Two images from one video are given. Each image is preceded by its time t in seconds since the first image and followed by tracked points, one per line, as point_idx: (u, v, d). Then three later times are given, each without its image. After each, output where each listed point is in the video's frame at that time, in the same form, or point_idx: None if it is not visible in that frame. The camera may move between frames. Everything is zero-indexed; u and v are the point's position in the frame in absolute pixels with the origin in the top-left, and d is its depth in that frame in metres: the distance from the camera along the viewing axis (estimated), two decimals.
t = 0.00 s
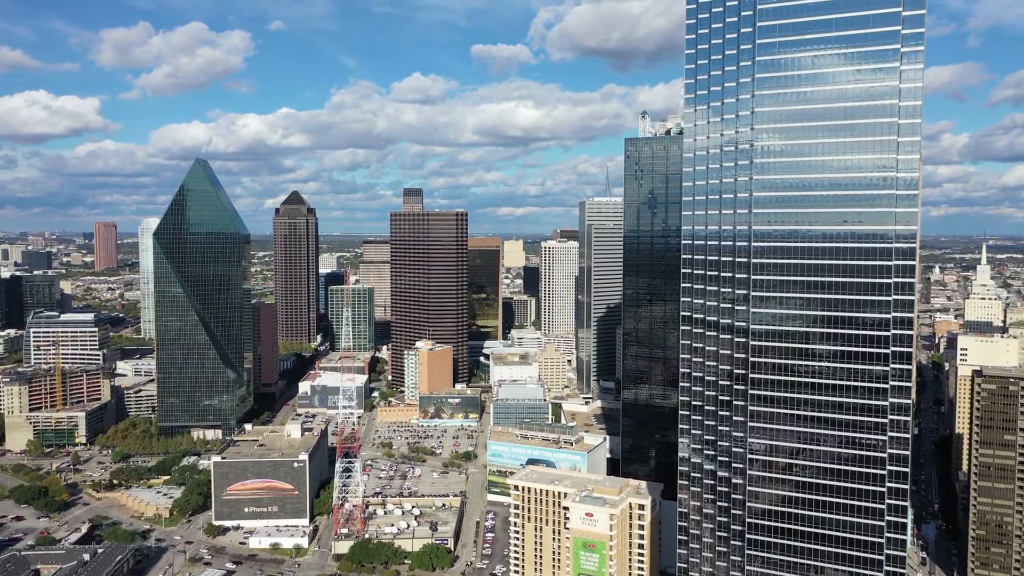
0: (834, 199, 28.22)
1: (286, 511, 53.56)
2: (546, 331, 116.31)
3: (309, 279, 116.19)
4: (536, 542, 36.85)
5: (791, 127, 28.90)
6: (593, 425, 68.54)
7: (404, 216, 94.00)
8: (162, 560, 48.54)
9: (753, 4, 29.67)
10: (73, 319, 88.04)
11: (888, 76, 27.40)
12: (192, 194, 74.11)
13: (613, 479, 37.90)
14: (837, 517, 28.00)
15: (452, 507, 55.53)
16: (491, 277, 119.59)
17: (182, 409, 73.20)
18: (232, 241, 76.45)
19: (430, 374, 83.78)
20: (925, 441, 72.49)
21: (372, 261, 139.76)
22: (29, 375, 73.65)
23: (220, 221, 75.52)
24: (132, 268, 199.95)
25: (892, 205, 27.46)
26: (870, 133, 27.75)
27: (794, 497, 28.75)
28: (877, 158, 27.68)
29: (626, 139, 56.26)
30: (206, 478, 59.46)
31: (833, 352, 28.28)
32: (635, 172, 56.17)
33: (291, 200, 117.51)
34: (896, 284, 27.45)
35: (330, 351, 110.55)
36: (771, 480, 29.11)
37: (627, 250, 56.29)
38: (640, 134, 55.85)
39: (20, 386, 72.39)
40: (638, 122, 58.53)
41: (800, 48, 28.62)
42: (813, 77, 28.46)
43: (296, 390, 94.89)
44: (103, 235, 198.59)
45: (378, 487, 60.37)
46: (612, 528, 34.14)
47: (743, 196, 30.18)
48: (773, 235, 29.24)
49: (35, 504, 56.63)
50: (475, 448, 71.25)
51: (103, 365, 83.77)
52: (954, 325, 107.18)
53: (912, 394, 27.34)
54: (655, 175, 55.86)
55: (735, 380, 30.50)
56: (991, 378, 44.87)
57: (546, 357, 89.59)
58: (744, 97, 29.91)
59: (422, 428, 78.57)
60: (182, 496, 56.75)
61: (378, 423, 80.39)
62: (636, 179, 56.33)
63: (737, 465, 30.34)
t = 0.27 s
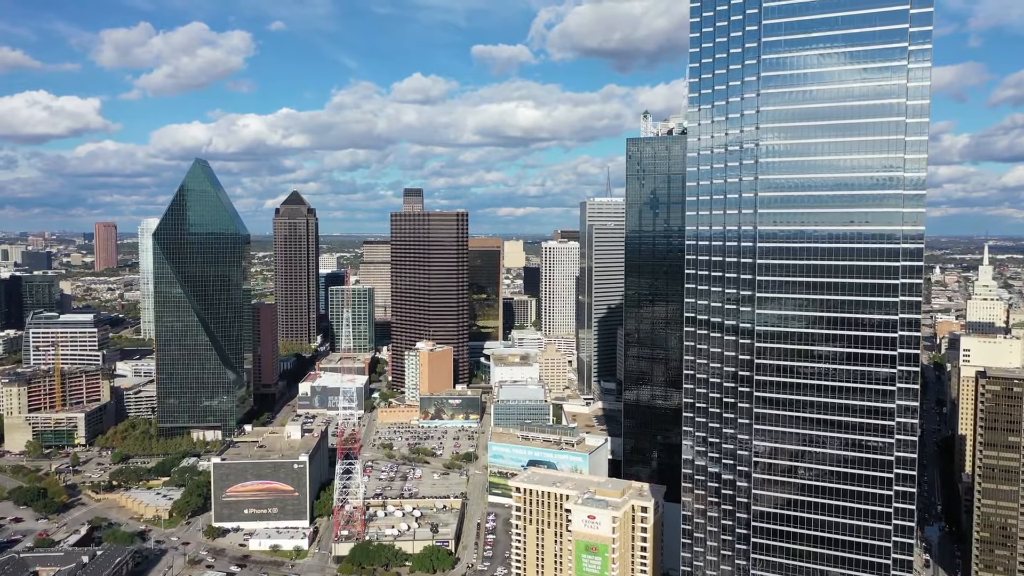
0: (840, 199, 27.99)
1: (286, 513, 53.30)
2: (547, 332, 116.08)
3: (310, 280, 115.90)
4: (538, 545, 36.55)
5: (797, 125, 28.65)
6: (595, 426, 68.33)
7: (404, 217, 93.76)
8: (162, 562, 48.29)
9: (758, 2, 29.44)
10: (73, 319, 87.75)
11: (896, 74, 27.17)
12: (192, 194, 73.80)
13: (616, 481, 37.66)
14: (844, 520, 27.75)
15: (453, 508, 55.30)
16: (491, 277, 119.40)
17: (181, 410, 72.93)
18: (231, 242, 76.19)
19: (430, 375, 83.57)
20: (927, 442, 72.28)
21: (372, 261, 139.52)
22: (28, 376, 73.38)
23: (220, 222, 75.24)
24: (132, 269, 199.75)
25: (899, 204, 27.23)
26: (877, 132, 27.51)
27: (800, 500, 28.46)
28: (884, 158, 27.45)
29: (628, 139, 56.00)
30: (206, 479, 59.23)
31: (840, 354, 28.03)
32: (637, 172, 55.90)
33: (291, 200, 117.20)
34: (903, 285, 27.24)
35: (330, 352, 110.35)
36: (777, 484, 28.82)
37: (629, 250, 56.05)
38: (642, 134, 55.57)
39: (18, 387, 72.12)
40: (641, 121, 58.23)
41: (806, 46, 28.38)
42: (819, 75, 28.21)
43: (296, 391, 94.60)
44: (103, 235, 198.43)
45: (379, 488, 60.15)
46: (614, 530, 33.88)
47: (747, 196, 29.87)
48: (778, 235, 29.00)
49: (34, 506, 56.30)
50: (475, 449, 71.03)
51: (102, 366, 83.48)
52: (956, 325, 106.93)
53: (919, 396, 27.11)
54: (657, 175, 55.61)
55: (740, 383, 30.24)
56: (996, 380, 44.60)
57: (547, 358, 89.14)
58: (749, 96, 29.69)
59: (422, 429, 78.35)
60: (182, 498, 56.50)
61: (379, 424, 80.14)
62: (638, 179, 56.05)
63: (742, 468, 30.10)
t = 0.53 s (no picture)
0: (847, 199, 27.73)
1: (286, 515, 53.03)
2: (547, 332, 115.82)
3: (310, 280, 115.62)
4: (540, 547, 36.29)
5: (803, 124, 28.40)
6: (596, 427, 68.06)
7: (404, 217, 93.53)
8: (161, 564, 48.02)
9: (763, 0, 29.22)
10: (72, 319, 87.45)
11: (903, 72, 26.88)
12: (193, 194, 73.55)
13: (618, 483, 37.40)
14: (851, 525, 27.46)
15: (453, 510, 55.03)
16: (491, 278, 119.21)
17: (181, 411, 72.65)
18: (231, 242, 75.95)
19: (431, 376, 83.34)
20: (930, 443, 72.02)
21: (372, 262, 139.27)
22: (27, 378, 73.13)
23: (220, 222, 75.00)
24: (132, 269, 199.57)
25: (907, 204, 26.96)
26: (884, 131, 27.24)
27: (807, 504, 28.17)
28: (891, 157, 27.19)
29: (630, 139, 55.72)
30: (205, 481, 58.97)
31: (847, 357, 27.75)
32: (639, 172, 55.64)
33: (292, 201, 116.90)
34: (911, 286, 26.96)
35: (330, 353, 110.09)
36: (784, 487, 28.53)
37: (630, 250, 55.79)
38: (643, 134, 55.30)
39: (17, 388, 71.85)
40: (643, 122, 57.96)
41: (812, 44, 28.13)
42: (826, 73, 27.95)
43: (296, 392, 94.29)
44: (103, 235, 198.26)
45: (379, 489, 59.90)
46: (617, 533, 33.61)
47: (753, 196, 29.70)
48: (784, 235, 28.74)
49: (33, 508, 55.97)
50: (476, 450, 70.79)
51: (101, 367, 83.19)
52: (957, 326, 106.66)
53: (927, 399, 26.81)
54: (659, 175, 55.37)
55: (745, 385, 30.00)
56: (1001, 381, 44.20)
57: (549, 359, 88.84)
58: (754, 95, 29.51)
59: (423, 430, 78.08)
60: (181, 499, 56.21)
61: (379, 425, 79.82)
62: (640, 179, 55.79)
63: (747, 471, 29.85)
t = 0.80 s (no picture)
0: (854, 199, 27.50)
1: (286, 516, 52.79)
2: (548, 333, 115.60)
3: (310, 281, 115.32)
4: (542, 549, 36.02)
5: (809, 123, 28.14)
6: (597, 428, 67.83)
7: (404, 218, 93.29)
8: (160, 566, 47.74)
9: None
10: (71, 320, 87.11)
11: (911, 71, 26.66)
12: (193, 195, 73.32)
13: (620, 484, 37.14)
14: (858, 528, 27.21)
15: (454, 512, 54.78)
16: (491, 278, 119.06)
17: (181, 412, 72.39)
18: (231, 243, 75.72)
19: (431, 377, 83.15)
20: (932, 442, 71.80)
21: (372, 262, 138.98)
22: (26, 379, 72.82)
23: (220, 223, 74.77)
24: (132, 269, 199.30)
25: (915, 204, 26.75)
26: (892, 131, 27.03)
27: (814, 508, 27.90)
28: (899, 156, 26.97)
29: (632, 139, 55.46)
30: (205, 482, 58.70)
31: (854, 359, 27.50)
32: (641, 173, 55.40)
33: (291, 201, 116.58)
34: (919, 286, 26.71)
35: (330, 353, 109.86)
36: (790, 491, 28.27)
37: (632, 251, 55.54)
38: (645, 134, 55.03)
39: (16, 389, 71.54)
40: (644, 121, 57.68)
41: (818, 43, 27.88)
42: (832, 72, 27.71)
43: (296, 393, 93.98)
44: (103, 235, 198.01)
45: (380, 491, 59.66)
46: (620, 536, 33.28)
47: (758, 196, 29.40)
48: (790, 236, 28.48)
49: (32, 510, 55.55)
50: (476, 452, 70.54)
51: (101, 367, 82.91)
52: (959, 327, 106.48)
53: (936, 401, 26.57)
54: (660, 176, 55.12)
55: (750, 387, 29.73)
56: (1005, 383, 43.58)
57: (549, 359, 88.67)
58: (759, 93, 29.22)
59: (423, 431, 77.82)
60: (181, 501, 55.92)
61: (380, 426, 79.51)
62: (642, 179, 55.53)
63: (753, 474, 29.59)
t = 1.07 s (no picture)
0: (861, 198, 27.25)
1: (286, 518, 52.56)
2: (548, 334, 115.36)
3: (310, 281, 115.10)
4: (544, 552, 35.78)
5: (817, 122, 27.89)
6: (598, 429, 67.60)
7: (405, 218, 93.02)
8: (160, 568, 47.49)
9: None
10: (71, 321, 87.01)
11: (920, 69, 26.38)
12: (193, 195, 73.13)
13: (623, 486, 36.88)
14: (865, 532, 26.93)
15: (455, 513, 54.55)
16: (492, 279, 118.95)
17: (180, 412, 72.15)
18: (232, 243, 75.53)
19: (432, 378, 82.99)
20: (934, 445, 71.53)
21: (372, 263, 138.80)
22: (25, 379, 72.60)
23: (221, 223, 74.58)
24: (132, 270, 199.01)
25: (923, 203, 26.47)
26: (900, 130, 26.75)
27: (819, 510, 27.64)
28: (907, 156, 26.67)
29: (634, 139, 55.25)
30: (205, 484, 58.47)
31: (861, 360, 27.22)
32: (643, 173, 55.25)
33: (292, 202, 116.35)
34: (927, 287, 26.43)
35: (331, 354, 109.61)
36: (796, 493, 28.00)
37: (635, 251, 55.30)
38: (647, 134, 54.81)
39: (15, 390, 71.32)
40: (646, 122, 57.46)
41: (825, 41, 27.62)
42: (840, 69, 27.44)
43: (296, 394, 93.73)
44: (103, 236, 197.83)
45: (380, 492, 59.45)
46: (622, 539, 32.96)
47: (764, 196, 29.20)
48: (796, 236, 28.24)
49: (31, 512, 55.30)
50: (477, 453, 70.32)
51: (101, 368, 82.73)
52: (960, 327, 106.25)
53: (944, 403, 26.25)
54: (662, 176, 54.94)
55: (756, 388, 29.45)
56: (1008, 384, 43.90)
57: (550, 360, 88.47)
58: (765, 92, 29.01)
59: (424, 432, 77.56)
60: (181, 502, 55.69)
61: (380, 427, 79.24)
62: (644, 179, 55.36)
63: (758, 476, 29.31)
